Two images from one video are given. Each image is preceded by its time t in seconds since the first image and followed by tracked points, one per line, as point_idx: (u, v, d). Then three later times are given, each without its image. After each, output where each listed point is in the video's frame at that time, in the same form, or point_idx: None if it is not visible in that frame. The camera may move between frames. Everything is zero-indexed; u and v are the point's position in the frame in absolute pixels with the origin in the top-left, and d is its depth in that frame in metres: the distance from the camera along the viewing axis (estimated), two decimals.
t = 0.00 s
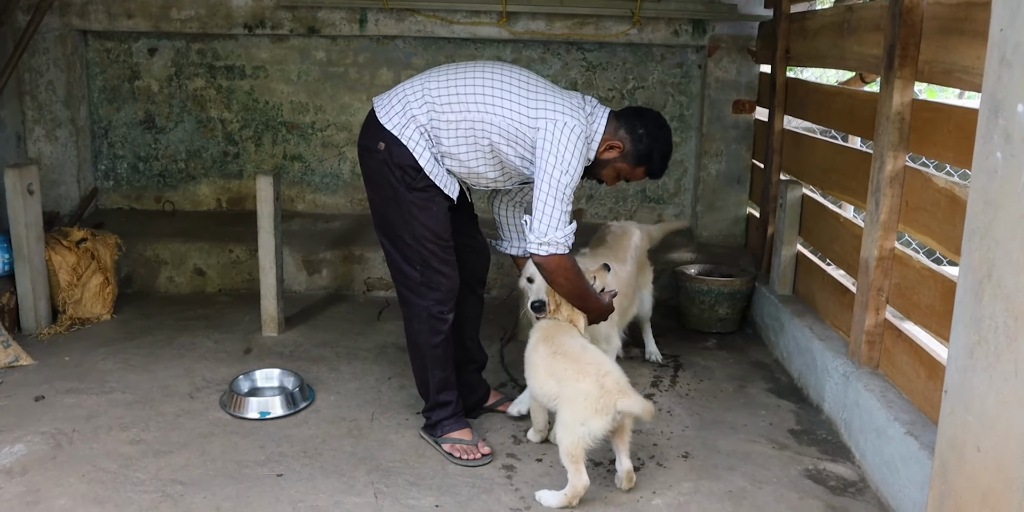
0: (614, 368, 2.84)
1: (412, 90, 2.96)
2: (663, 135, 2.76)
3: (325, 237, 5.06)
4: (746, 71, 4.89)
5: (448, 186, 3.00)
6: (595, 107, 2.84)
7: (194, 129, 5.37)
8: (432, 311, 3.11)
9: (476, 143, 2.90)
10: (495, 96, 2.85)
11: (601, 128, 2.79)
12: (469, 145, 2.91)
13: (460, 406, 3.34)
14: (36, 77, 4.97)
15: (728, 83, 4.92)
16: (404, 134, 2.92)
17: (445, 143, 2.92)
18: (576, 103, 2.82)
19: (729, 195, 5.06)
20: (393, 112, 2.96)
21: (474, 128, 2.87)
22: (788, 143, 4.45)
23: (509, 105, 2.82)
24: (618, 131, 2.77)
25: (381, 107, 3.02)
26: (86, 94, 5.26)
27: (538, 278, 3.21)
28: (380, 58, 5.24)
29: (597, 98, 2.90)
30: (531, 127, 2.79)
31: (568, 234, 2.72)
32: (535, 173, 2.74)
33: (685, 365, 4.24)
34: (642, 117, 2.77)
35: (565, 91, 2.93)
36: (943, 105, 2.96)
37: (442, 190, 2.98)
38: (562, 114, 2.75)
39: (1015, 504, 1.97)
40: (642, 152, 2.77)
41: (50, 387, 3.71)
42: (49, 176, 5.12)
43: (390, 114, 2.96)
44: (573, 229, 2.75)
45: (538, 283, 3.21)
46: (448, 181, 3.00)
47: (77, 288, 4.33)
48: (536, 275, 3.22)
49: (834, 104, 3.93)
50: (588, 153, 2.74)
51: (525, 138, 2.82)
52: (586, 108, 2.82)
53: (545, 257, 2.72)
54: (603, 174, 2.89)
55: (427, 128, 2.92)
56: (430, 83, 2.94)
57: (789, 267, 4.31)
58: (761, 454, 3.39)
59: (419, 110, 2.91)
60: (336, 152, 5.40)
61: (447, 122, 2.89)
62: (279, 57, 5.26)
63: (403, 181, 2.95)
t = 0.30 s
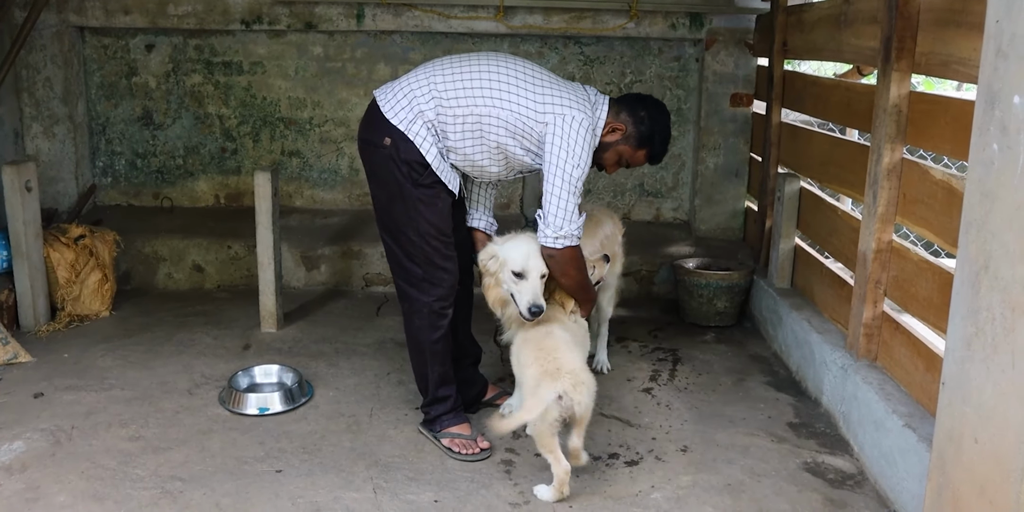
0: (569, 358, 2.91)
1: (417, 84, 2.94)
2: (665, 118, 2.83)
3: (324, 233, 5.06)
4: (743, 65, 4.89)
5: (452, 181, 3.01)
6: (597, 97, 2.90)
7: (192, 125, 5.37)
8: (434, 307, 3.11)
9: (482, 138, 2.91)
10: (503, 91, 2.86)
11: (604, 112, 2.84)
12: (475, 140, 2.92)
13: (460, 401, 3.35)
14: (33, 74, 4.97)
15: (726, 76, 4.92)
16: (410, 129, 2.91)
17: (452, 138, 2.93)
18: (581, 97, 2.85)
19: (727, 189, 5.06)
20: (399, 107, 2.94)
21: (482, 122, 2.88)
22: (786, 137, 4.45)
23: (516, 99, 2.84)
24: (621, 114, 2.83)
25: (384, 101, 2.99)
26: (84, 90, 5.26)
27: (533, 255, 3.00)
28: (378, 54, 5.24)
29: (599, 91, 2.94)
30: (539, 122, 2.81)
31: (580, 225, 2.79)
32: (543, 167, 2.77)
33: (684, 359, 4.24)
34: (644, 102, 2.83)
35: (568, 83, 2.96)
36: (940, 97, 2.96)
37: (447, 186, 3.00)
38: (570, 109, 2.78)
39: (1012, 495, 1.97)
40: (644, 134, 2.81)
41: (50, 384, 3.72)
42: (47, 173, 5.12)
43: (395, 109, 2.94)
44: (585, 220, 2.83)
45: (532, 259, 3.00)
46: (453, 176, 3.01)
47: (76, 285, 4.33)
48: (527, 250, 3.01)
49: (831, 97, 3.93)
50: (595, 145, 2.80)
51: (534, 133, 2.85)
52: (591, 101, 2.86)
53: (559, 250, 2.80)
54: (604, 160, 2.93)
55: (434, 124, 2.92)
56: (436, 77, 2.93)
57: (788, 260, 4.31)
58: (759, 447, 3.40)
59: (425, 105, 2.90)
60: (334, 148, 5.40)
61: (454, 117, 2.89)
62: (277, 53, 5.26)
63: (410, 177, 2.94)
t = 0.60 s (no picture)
0: (532, 356, 2.95)
1: (418, 83, 2.94)
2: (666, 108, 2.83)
3: (323, 230, 5.06)
4: (741, 60, 4.90)
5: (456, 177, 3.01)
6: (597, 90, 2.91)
7: (190, 123, 5.37)
8: (440, 304, 3.11)
9: (484, 135, 2.91)
10: (504, 88, 2.86)
11: (604, 104, 2.85)
12: (479, 138, 2.92)
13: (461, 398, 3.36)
14: (32, 72, 4.97)
15: (724, 72, 4.92)
16: (413, 128, 2.91)
17: (455, 136, 2.93)
18: (582, 92, 2.86)
19: (726, 184, 5.07)
20: (400, 105, 2.94)
21: (484, 120, 2.88)
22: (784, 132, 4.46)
23: (517, 97, 2.84)
24: (621, 106, 2.83)
25: (385, 100, 2.99)
26: (82, 89, 5.26)
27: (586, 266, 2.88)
28: (376, 51, 5.24)
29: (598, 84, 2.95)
30: (542, 118, 2.82)
31: (594, 216, 2.82)
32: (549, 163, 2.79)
33: (683, 354, 4.25)
34: (643, 93, 2.83)
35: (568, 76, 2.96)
36: (938, 91, 2.96)
37: (450, 183, 3.00)
38: (571, 104, 2.79)
39: (1011, 487, 1.97)
40: (645, 125, 2.81)
41: (50, 382, 3.72)
42: (46, 172, 5.12)
43: (397, 108, 2.94)
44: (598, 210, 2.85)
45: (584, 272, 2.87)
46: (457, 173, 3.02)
47: (75, 283, 4.33)
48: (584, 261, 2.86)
49: (830, 92, 3.93)
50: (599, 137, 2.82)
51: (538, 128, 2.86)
52: (592, 94, 2.86)
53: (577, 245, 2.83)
54: (606, 152, 2.93)
55: (436, 122, 2.92)
56: (437, 75, 2.93)
57: (787, 254, 4.31)
58: (759, 441, 3.40)
59: (427, 104, 2.90)
60: (333, 145, 5.41)
61: (457, 114, 2.89)
62: (275, 50, 5.26)
63: (413, 174, 2.94)
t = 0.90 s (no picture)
0: (507, 353, 2.93)
1: (418, 77, 2.94)
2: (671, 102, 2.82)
3: (323, 227, 5.06)
4: (740, 55, 4.89)
5: (457, 172, 3.02)
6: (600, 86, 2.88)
7: (189, 121, 5.37)
8: (442, 300, 3.11)
9: (484, 131, 2.91)
10: (504, 84, 2.84)
11: (607, 99, 2.84)
12: (478, 133, 2.92)
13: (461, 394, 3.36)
14: (30, 71, 4.96)
15: (723, 67, 4.92)
16: (413, 122, 2.92)
17: (455, 131, 2.93)
18: (582, 91, 2.83)
19: (726, 180, 5.06)
20: (401, 100, 2.95)
21: (483, 115, 2.88)
22: (784, 127, 4.46)
23: (516, 93, 2.82)
24: (624, 100, 2.83)
25: (387, 94, 3.00)
26: (81, 87, 5.26)
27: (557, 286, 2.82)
28: (374, 47, 5.24)
29: (601, 82, 2.91)
30: (539, 116, 2.80)
31: (574, 221, 2.74)
32: (541, 162, 2.75)
33: (684, 349, 4.25)
34: (646, 86, 2.83)
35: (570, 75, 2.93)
36: (938, 85, 2.96)
37: (451, 178, 3.01)
38: (569, 103, 2.76)
39: (1012, 480, 1.97)
40: (648, 118, 2.81)
41: (50, 380, 3.72)
42: (45, 170, 5.12)
43: (397, 102, 2.95)
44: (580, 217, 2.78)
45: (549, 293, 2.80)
46: (457, 168, 3.03)
47: (75, 281, 4.34)
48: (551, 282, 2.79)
49: (829, 86, 3.93)
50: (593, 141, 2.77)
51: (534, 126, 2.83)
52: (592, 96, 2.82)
53: (550, 247, 2.75)
54: (610, 148, 2.92)
55: (436, 117, 2.93)
56: (438, 70, 2.93)
57: (787, 249, 4.31)
58: (759, 436, 3.41)
59: (427, 99, 2.91)
60: (332, 142, 5.40)
61: (456, 110, 2.89)
62: (273, 47, 5.26)
63: (413, 169, 2.95)
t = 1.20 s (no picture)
0: (503, 330, 3.00)
1: (417, 75, 2.95)
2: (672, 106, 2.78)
3: (325, 224, 5.06)
4: (742, 50, 4.88)
5: (456, 170, 3.01)
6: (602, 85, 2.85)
7: (191, 118, 5.37)
8: (443, 296, 3.11)
9: (482, 129, 2.91)
10: (503, 83, 2.83)
11: (607, 100, 2.82)
12: (478, 132, 2.92)
13: (464, 390, 3.36)
14: (31, 69, 4.96)
15: (725, 62, 4.91)
16: (411, 121, 2.93)
17: (454, 130, 2.93)
18: (583, 90, 2.80)
19: (728, 175, 5.06)
20: (400, 98, 2.96)
21: (482, 114, 2.87)
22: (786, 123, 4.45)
23: (514, 93, 2.81)
24: (624, 102, 2.80)
25: (386, 92, 3.01)
26: (82, 85, 5.26)
27: (532, 248, 2.96)
28: (375, 44, 5.23)
29: (603, 81, 2.88)
30: (538, 116, 2.78)
31: (577, 223, 2.75)
32: (541, 163, 2.74)
33: (686, 345, 4.25)
34: (648, 88, 2.80)
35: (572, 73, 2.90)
36: (940, 79, 2.96)
37: (450, 175, 3.01)
38: (568, 103, 2.73)
39: (1015, 475, 1.97)
40: (648, 121, 2.78)
41: (53, 378, 3.72)
42: (47, 168, 5.12)
43: (397, 100, 2.97)
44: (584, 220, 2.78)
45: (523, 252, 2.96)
46: (457, 165, 3.02)
47: (77, 279, 4.34)
48: (525, 238, 2.96)
49: (831, 81, 3.92)
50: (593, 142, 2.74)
51: (534, 126, 2.81)
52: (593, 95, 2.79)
53: (557, 247, 2.75)
54: (609, 150, 2.89)
55: (435, 115, 2.93)
56: (437, 69, 2.92)
57: (789, 244, 4.31)
58: (762, 432, 3.40)
59: (426, 97, 2.91)
60: (334, 139, 5.40)
61: (455, 109, 2.89)
62: (274, 44, 5.26)
63: (412, 166, 2.96)
